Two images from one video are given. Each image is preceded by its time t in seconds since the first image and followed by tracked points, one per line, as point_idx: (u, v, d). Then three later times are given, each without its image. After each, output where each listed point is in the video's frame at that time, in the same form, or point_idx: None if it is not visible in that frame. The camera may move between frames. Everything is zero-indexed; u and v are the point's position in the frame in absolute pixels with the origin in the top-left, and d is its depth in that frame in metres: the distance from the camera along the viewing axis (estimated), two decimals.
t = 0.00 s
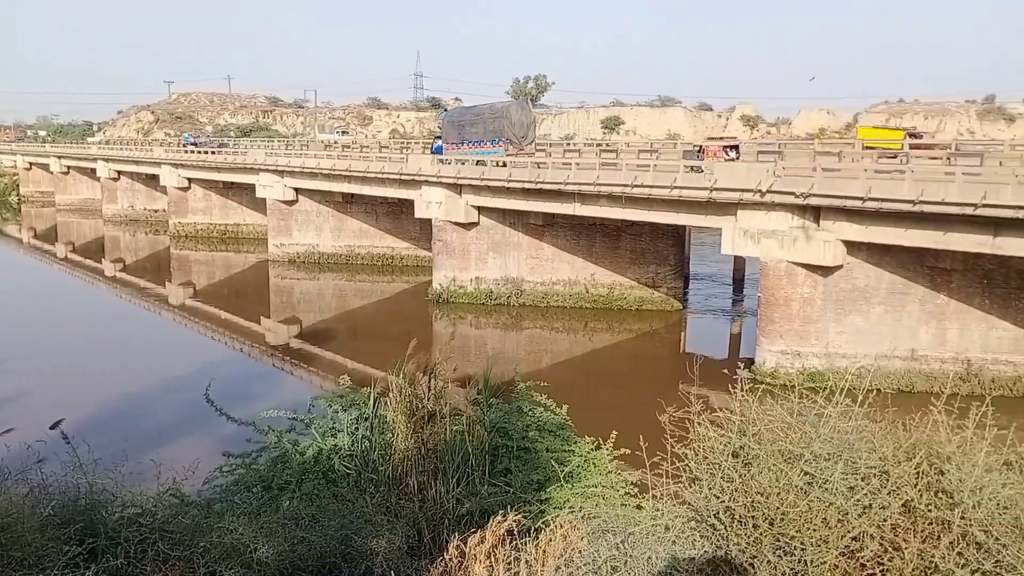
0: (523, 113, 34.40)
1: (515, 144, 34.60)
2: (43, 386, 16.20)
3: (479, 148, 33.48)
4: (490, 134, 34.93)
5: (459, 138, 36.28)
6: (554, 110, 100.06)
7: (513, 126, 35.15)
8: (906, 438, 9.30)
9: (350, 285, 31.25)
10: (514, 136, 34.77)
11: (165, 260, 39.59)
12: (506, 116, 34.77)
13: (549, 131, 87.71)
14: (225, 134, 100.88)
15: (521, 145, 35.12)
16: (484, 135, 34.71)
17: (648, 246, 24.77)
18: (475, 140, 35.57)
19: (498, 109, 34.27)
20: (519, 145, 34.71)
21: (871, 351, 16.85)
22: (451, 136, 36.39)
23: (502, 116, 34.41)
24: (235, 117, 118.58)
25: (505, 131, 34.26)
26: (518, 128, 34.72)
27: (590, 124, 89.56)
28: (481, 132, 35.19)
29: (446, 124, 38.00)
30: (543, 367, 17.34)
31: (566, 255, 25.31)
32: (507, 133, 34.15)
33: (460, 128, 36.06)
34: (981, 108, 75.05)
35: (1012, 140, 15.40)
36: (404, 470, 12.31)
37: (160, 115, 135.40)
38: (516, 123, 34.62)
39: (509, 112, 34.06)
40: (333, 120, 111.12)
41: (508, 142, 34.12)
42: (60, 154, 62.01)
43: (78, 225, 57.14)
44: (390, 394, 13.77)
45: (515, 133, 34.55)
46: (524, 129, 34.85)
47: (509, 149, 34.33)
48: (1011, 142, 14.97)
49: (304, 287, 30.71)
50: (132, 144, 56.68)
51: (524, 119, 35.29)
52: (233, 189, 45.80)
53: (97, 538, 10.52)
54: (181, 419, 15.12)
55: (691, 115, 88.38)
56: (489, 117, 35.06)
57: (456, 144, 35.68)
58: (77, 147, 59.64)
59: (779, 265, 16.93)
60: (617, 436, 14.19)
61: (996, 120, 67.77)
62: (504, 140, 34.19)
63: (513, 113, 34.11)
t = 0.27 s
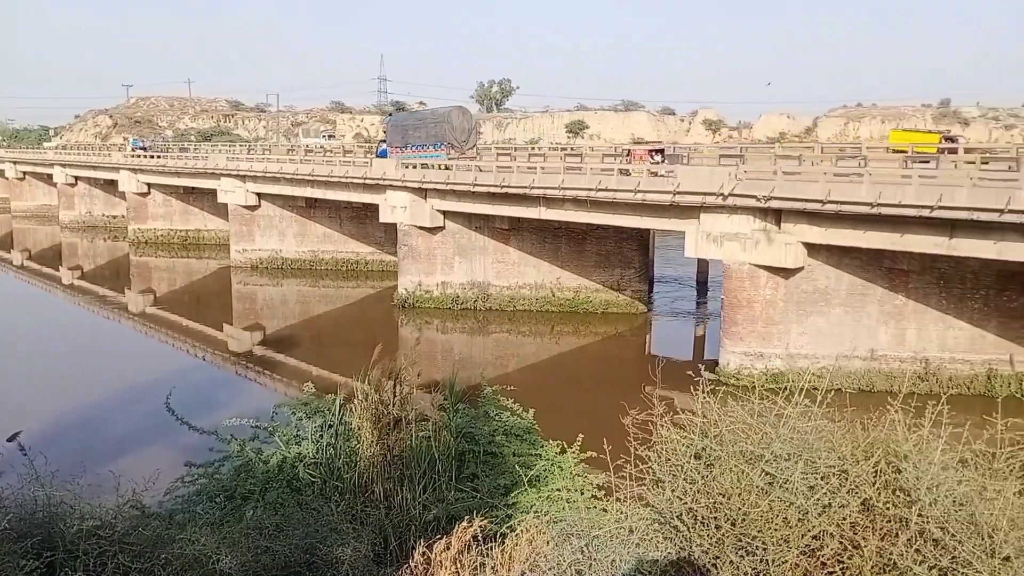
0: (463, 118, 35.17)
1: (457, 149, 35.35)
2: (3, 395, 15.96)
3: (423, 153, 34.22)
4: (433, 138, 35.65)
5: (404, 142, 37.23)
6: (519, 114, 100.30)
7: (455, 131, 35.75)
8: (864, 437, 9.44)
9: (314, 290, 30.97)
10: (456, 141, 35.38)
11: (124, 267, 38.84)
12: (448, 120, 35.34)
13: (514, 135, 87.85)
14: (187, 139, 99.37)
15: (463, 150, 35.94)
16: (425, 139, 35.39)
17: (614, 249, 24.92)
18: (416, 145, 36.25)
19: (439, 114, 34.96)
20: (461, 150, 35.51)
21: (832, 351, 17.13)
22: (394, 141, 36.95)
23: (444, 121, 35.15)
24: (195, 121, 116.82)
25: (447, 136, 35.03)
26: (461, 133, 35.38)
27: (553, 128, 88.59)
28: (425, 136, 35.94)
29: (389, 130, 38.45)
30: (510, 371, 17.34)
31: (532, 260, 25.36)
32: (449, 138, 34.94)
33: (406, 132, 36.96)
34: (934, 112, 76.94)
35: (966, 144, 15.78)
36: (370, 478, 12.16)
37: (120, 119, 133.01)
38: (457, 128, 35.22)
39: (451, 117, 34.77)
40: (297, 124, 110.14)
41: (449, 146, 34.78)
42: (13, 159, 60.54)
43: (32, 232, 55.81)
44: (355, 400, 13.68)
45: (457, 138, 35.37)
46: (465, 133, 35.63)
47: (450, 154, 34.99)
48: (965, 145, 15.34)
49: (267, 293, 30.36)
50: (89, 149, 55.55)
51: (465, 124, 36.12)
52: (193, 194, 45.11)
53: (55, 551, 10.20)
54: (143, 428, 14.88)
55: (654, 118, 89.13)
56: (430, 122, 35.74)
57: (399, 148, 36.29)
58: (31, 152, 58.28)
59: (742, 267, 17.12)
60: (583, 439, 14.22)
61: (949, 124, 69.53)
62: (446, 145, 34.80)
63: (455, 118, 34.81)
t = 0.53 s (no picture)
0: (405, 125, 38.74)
1: (399, 153, 38.57)
2: None
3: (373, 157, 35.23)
4: (376, 145, 38.29)
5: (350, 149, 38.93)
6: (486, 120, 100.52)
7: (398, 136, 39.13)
8: (826, 437, 9.55)
9: (280, 299, 30.68)
10: (399, 147, 38.67)
11: (84, 278, 38.12)
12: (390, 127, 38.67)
13: (481, 140, 87.95)
14: (150, 146, 97.88)
15: (405, 154, 38.73)
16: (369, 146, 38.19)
17: (581, 253, 25.05)
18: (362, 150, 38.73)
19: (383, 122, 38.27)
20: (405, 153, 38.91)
21: (796, 351, 17.34)
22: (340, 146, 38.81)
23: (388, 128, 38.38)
24: (157, 128, 115.15)
25: (390, 142, 38.22)
26: (404, 139, 39.10)
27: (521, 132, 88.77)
28: (371, 143, 38.42)
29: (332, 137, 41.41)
30: (479, 377, 17.30)
31: (500, 265, 25.38)
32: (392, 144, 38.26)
33: (349, 140, 39.11)
34: (891, 114, 78.57)
35: (923, 146, 16.09)
36: (338, 487, 12.06)
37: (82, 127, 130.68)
38: (399, 135, 38.77)
39: (394, 123, 38.07)
40: (263, 131, 109.15)
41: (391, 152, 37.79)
42: None
43: None
44: (323, 410, 13.55)
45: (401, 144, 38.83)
46: (408, 139, 39.42)
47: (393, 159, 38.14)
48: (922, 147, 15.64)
49: (232, 302, 30.01)
50: (46, 158, 54.48)
51: (406, 132, 39.66)
52: (155, 203, 44.45)
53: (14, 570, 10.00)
54: (105, 442, 14.60)
55: (619, 123, 89.73)
56: (376, 129, 38.83)
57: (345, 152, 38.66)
58: None
59: (707, 270, 17.25)
60: (552, 444, 14.21)
61: (906, 125, 71.00)
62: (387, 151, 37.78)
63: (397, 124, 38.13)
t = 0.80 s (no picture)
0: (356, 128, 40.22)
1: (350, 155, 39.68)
2: None
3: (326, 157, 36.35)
4: (327, 148, 39.58)
5: (301, 151, 40.19)
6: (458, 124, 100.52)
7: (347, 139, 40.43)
8: (791, 437, 9.66)
9: (248, 304, 30.38)
10: (348, 149, 40.06)
11: (47, 284, 37.45)
12: (341, 130, 39.99)
13: (452, 144, 87.92)
14: (116, 150, 96.43)
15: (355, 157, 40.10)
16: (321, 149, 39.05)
17: (552, 256, 25.09)
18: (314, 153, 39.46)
19: (333, 125, 39.66)
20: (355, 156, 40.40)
21: (764, 352, 17.52)
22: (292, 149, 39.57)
23: (337, 131, 39.89)
24: (124, 132, 113.45)
25: (340, 146, 39.45)
26: (354, 141, 40.35)
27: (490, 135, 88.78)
28: (322, 145, 39.73)
29: (285, 140, 42.13)
30: (450, 381, 17.23)
31: (471, 268, 25.36)
32: (343, 146, 39.48)
33: (301, 143, 40.27)
34: (855, 117, 79.87)
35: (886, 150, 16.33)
36: (307, 493, 11.95)
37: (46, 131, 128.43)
38: (349, 137, 39.99)
39: (343, 126, 39.50)
40: (232, 135, 108.09)
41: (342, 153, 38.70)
42: None
43: None
44: (291, 416, 13.42)
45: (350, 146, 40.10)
46: (359, 142, 40.56)
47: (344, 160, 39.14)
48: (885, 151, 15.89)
49: (199, 308, 29.65)
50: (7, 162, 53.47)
51: (356, 133, 40.61)
52: (120, 208, 43.81)
53: None
54: (69, 451, 14.35)
55: (588, 126, 90.08)
56: (326, 133, 40.24)
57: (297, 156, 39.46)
58: None
59: (676, 272, 17.37)
60: (524, 448, 14.16)
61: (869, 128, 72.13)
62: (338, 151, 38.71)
63: (347, 127, 39.55)
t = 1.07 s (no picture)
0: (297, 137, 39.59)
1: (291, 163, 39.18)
2: None
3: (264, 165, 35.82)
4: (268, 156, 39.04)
5: (242, 160, 39.62)
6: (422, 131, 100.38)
7: (289, 148, 39.93)
8: (750, 439, 9.76)
9: (208, 314, 29.96)
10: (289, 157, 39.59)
11: None
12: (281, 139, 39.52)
13: (417, 151, 87.72)
14: (73, 158, 94.53)
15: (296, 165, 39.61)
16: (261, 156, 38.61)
17: (515, 262, 25.27)
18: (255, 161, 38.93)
19: (273, 134, 39.10)
20: (296, 164, 40.00)
21: (726, 355, 17.69)
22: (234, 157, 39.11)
23: (277, 139, 39.29)
24: (81, 139, 111.22)
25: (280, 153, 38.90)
26: (294, 150, 39.70)
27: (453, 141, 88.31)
28: (262, 154, 39.09)
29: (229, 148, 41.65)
30: (415, 389, 17.13)
31: (435, 275, 25.31)
32: (283, 154, 39.01)
33: (242, 151, 39.68)
34: (813, 124, 81.32)
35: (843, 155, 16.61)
36: (269, 505, 11.73)
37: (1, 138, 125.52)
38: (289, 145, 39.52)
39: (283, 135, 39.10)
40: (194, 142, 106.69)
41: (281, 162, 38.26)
42: None
43: None
44: (252, 427, 13.21)
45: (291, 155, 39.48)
46: (300, 150, 40.17)
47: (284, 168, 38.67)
48: (841, 157, 16.18)
49: (158, 318, 29.18)
50: None
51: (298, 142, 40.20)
52: (75, 217, 42.94)
53: None
54: (23, 466, 13.98)
55: (550, 133, 90.37)
56: (267, 140, 39.75)
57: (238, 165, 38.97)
58: None
59: (639, 277, 17.48)
60: (489, 454, 14.12)
61: (826, 135, 73.47)
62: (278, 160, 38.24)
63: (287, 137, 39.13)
